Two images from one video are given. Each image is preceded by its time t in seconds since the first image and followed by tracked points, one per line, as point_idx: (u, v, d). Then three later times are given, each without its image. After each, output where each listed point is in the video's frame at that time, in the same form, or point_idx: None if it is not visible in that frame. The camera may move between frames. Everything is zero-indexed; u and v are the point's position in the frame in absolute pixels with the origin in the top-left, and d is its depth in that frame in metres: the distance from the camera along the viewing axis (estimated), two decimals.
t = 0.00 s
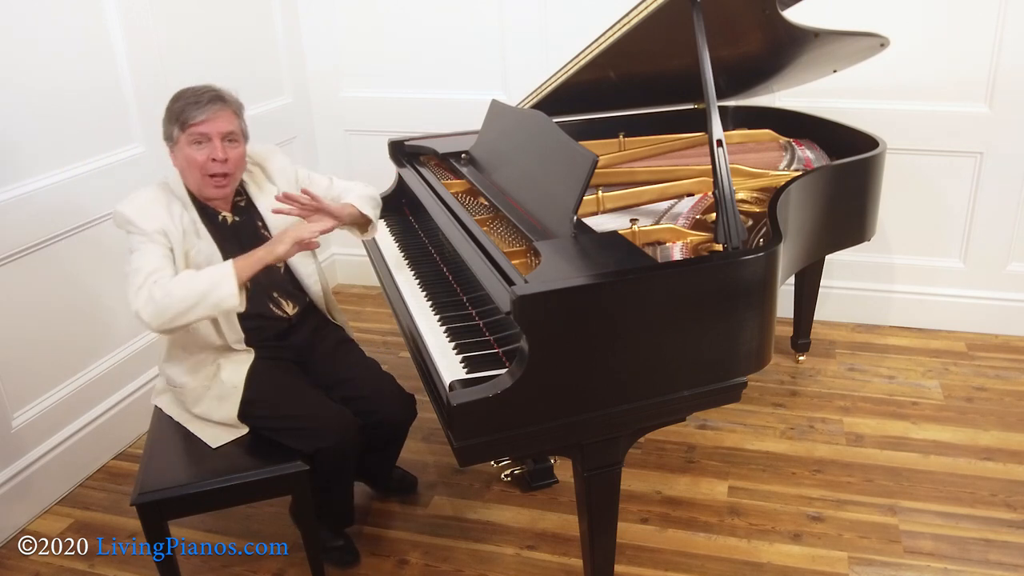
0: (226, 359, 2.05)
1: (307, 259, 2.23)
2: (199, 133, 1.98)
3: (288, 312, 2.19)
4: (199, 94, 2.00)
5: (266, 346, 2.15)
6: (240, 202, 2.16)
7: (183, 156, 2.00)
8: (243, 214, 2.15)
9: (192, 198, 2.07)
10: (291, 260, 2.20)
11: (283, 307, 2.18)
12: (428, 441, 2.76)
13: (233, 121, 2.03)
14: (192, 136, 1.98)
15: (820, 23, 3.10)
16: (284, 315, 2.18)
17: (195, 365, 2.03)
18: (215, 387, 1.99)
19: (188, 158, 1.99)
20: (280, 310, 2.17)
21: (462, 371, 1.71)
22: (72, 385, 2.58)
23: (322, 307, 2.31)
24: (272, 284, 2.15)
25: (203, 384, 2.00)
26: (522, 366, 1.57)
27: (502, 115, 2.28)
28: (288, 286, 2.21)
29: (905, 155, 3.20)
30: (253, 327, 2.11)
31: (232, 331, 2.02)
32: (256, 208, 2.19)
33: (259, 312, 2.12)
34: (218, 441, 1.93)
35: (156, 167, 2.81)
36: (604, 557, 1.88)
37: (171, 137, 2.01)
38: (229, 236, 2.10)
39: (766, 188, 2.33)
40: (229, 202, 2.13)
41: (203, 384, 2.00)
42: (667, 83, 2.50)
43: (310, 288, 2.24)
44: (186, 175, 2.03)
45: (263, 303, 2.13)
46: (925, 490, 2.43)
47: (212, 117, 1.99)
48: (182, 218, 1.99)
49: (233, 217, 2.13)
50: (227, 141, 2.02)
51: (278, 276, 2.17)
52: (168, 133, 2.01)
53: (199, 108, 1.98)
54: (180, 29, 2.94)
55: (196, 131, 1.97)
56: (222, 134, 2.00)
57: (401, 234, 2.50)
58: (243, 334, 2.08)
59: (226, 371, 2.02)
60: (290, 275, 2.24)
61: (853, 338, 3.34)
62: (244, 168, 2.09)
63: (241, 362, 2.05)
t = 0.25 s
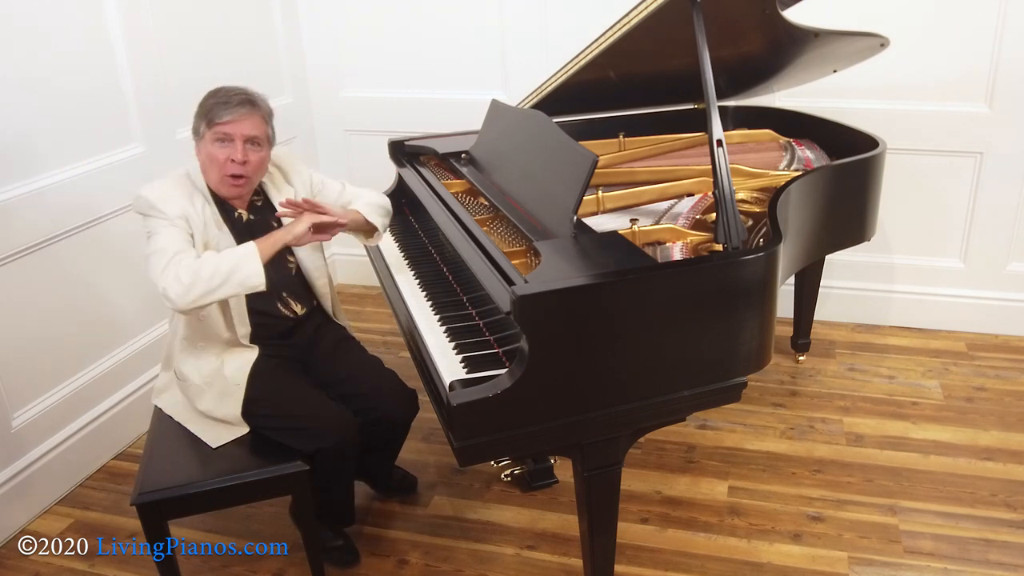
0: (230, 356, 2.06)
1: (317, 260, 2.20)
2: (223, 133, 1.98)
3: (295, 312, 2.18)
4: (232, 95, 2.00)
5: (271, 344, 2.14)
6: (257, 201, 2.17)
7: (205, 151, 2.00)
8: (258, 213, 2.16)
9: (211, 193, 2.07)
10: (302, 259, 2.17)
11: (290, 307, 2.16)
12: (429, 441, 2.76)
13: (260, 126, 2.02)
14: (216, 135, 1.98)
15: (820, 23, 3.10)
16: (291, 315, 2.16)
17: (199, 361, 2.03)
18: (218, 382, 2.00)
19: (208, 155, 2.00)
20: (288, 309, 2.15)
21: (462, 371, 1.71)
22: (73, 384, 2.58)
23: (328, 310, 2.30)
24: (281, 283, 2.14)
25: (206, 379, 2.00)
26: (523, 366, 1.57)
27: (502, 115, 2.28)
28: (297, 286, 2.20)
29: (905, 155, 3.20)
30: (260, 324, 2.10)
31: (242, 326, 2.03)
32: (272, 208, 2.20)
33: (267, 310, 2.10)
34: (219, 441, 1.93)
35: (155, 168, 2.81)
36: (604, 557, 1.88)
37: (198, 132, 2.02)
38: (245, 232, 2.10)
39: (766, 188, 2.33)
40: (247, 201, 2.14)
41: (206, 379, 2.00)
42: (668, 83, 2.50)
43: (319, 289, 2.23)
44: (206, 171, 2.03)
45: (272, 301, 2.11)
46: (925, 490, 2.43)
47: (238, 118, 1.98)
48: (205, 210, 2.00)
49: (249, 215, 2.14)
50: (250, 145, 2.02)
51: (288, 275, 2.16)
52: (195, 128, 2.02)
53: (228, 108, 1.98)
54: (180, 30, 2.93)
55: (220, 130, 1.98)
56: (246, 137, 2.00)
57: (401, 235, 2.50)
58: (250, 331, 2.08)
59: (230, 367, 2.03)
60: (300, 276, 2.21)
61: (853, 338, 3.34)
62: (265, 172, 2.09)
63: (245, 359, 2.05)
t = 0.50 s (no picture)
0: (232, 354, 2.06)
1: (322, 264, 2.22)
2: (237, 132, 1.98)
3: (300, 311, 2.20)
4: (247, 95, 2.00)
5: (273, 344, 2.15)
6: (265, 202, 2.17)
7: (217, 151, 2.00)
8: (266, 214, 2.16)
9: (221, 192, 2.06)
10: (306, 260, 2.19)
11: (294, 307, 2.18)
12: (429, 441, 2.76)
13: (273, 128, 2.02)
14: (230, 134, 1.99)
15: (820, 23, 3.10)
16: (295, 314, 2.18)
17: (201, 360, 2.03)
18: (219, 381, 2.00)
19: (221, 155, 2.00)
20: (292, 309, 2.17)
21: (462, 371, 1.71)
22: (73, 384, 2.58)
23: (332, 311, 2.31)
24: (285, 283, 2.16)
25: (207, 378, 2.00)
26: (523, 366, 1.58)
27: (502, 115, 2.28)
28: (302, 288, 2.21)
29: (905, 155, 3.20)
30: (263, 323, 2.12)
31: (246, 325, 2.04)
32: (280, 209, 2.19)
33: (270, 309, 2.12)
34: (219, 441, 1.93)
35: (155, 168, 2.81)
36: (604, 556, 1.88)
37: (212, 131, 2.02)
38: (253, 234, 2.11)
39: (766, 188, 2.33)
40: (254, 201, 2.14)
41: (207, 379, 2.00)
42: (668, 83, 2.49)
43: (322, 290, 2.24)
44: (217, 169, 2.03)
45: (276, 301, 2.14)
46: (925, 490, 2.43)
47: (252, 120, 1.98)
48: (213, 209, 2.00)
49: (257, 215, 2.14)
50: (263, 145, 2.02)
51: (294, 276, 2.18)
52: (209, 127, 2.02)
53: (242, 109, 1.98)
54: (180, 29, 2.93)
55: (234, 130, 1.98)
56: (260, 137, 2.00)
57: (401, 235, 2.50)
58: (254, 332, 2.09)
59: (232, 366, 2.03)
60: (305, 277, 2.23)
61: (853, 338, 3.34)
62: (276, 172, 2.09)
63: (247, 358, 2.06)
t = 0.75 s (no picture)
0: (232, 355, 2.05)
1: (326, 263, 2.20)
2: (228, 126, 1.99)
3: (300, 309, 2.17)
4: (235, 90, 2.02)
5: (272, 344, 2.13)
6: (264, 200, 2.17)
7: (211, 147, 2.01)
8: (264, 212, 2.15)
9: (219, 189, 2.07)
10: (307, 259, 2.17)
11: (294, 306, 2.15)
12: (429, 440, 2.76)
13: (264, 119, 2.03)
14: (221, 129, 2.00)
15: (820, 23, 3.10)
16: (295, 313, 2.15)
17: (201, 360, 2.04)
18: (220, 381, 2.01)
19: (214, 150, 2.01)
20: (292, 308, 2.14)
21: (462, 371, 1.71)
22: (73, 384, 2.58)
23: (334, 310, 2.28)
24: (286, 282, 2.14)
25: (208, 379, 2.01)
26: (523, 366, 1.58)
27: (502, 115, 2.27)
28: (302, 286, 2.19)
29: (905, 155, 3.20)
30: (265, 323, 2.09)
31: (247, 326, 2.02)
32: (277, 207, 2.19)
33: (272, 309, 2.09)
34: (219, 441, 1.93)
35: (155, 168, 2.81)
36: (604, 557, 1.88)
37: (203, 128, 2.03)
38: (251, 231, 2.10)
39: (767, 189, 2.33)
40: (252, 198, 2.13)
41: (208, 379, 2.00)
42: (667, 83, 2.50)
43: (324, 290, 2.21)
44: (212, 166, 2.04)
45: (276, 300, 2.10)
46: (925, 490, 2.43)
47: (242, 112, 1.99)
48: (207, 209, 2.00)
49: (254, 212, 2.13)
50: (255, 137, 2.02)
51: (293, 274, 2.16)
52: (199, 124, 2.03)
53: (231, 103, 1.99)
54: (180, 30, 2.93)
55: (225, 124, 1.99)
56: (250, 129, 2.00)
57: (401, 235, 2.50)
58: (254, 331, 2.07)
59: (232, 367, 2.03)
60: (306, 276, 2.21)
61: (853, 338, 3.34)
62: (271, 165, 2.09)
63: (247, 359, 2.05)
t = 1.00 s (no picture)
0: (231, 355, 2.06)
1: (325, 264, 2.20)
2: (226, 124, 1.99)
3: (299, 310, 2.17)
4: (232, 88, 2.02)
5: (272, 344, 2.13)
6: (263, 200, 2.17)
7: (209, 146, 2.01)
8: (264, 211, 2.16)
9: (216, 188, 2.07)
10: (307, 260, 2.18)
11: (293, 306, 2.15)
12: (429, 440, 2.76)
13: (262, 117, 2.03)
14: (219, 127, 2.00)
15: (820, 23, 3.10)
16: (294, 313, 2.15)
17: (200, 360, 2.04)
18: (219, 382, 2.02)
19: (212, 149, 2.01)
20: (291, 308, 2.15)
21: (462, 371, 1.71)
22: (73, 384, 2.58)
23: (333, 311, 2.28)
24: (285, 283, 2.14)
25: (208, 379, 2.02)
26: (523, 366, 1.58)
27: (502, 115, 2.27)
28: (302, 287, 2.20)
29: (905, 155, 3.20)
30: (264, 324, 2.09)
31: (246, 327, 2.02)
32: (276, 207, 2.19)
33: (270, 309, 2.09)
34: (219, 441, 1.93)
35: (155, 168, 2.81)
36: (604, 557, 1.88)
37: (201, 128, 2.03)
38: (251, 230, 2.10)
39: (767, 189, 2.33)
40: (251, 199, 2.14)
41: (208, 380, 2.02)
42: (667, 83, 2.50)
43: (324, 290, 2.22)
44: (210, 165, 2.04)
45: (275, 300, 2.11)
46: (925, 490, 2.43)
47: (240, 110, 2.00)
48: (203, 209, 2.00)
49: (254, 212, 2.14)
50: (254, 136, 2.02)
51: (293, 274, 2.17)
52: (198, 124, 2.03)
53: (229, 101, 2.00)
54: (180, 30, 2.93)
55: (223, 122, 1.99)
56: (248, 128, 2.01)
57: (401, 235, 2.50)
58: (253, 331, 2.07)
59: (231, 367, 2.04)
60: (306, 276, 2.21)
61: (853, 338, 3.34)
62: (270, 164, 2.09)
63: (246, 359, 2.06)
